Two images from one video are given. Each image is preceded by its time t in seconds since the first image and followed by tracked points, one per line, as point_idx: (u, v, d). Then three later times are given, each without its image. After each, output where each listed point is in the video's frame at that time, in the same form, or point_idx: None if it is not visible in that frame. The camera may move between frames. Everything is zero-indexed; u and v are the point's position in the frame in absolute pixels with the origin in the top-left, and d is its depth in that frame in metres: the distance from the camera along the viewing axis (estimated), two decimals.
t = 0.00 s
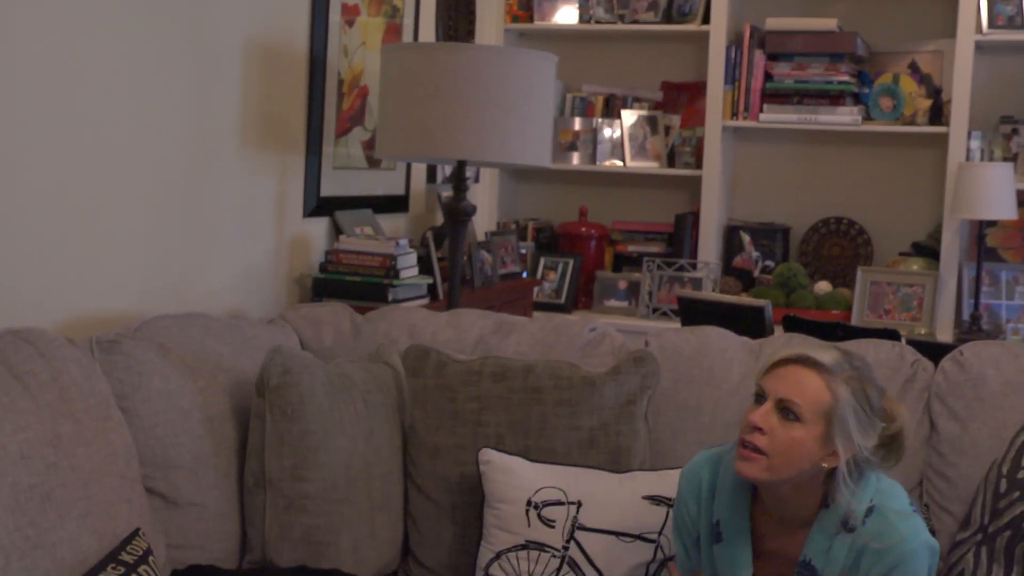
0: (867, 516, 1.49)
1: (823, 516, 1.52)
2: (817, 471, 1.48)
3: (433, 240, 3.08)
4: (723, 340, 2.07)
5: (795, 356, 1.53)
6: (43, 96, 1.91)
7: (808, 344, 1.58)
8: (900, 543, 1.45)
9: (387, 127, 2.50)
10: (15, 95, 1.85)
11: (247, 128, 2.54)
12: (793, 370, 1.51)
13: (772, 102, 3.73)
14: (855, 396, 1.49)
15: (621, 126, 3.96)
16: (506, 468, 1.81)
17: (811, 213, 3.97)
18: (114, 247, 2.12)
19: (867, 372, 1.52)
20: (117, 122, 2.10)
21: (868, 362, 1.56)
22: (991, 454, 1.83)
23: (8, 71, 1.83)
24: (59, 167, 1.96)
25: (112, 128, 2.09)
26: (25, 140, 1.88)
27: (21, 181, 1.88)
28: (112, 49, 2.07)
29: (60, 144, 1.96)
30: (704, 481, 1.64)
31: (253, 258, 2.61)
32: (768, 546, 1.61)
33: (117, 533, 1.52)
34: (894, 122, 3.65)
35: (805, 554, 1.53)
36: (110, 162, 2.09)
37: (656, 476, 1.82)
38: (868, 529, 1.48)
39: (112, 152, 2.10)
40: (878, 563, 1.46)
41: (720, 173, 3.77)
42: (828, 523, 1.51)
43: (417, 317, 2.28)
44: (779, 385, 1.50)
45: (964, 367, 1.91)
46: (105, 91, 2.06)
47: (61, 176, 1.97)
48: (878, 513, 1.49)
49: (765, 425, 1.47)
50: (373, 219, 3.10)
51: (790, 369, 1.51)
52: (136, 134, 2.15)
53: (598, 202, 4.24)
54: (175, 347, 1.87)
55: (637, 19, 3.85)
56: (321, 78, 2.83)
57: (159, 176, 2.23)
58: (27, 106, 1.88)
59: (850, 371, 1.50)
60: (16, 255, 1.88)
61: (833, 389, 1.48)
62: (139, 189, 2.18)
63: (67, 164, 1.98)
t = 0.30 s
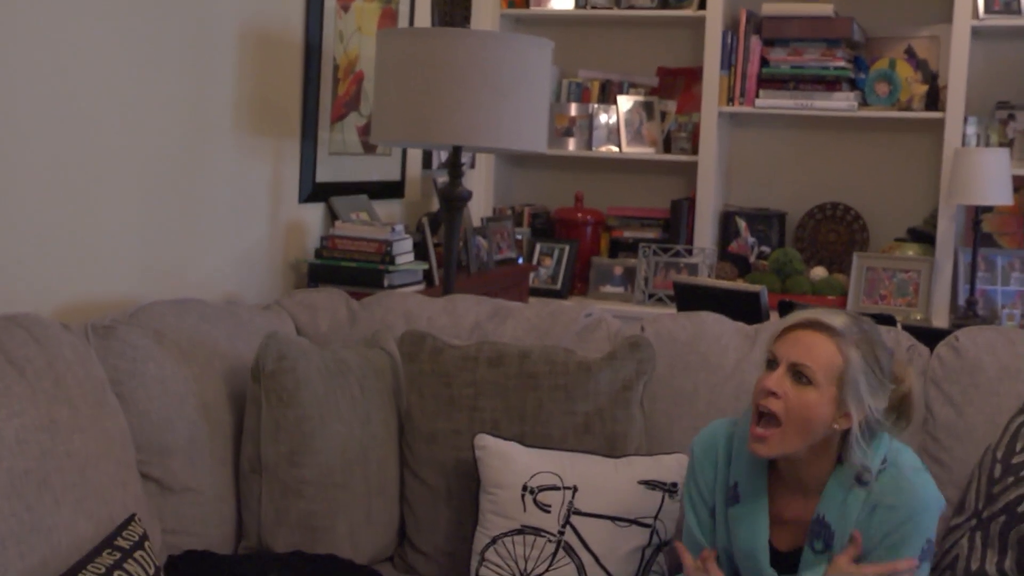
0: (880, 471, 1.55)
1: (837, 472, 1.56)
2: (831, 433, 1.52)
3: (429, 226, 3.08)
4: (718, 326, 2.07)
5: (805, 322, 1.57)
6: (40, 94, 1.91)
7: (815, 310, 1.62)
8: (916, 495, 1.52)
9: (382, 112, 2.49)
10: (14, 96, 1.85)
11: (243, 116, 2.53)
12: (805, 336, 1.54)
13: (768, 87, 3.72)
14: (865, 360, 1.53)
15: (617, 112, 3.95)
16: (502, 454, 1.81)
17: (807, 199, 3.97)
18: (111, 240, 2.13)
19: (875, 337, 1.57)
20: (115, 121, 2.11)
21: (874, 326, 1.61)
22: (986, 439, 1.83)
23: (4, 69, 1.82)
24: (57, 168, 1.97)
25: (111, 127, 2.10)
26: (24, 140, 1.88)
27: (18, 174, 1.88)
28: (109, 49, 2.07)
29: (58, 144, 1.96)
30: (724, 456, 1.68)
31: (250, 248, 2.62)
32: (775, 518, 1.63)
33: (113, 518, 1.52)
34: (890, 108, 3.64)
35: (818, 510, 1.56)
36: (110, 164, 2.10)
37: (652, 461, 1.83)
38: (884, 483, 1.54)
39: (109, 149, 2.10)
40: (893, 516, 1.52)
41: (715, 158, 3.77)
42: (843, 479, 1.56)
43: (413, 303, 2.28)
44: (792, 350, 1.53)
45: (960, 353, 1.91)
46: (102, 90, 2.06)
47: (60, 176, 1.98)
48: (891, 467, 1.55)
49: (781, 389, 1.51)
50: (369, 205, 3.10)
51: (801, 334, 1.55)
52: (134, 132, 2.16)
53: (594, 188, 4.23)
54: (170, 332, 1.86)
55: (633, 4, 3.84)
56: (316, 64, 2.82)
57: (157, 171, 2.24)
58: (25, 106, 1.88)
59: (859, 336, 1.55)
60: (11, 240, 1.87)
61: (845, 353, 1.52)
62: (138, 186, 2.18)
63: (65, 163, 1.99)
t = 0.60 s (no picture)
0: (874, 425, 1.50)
1: (831, 428, 1.51)
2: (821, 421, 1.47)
3: (427, 207, 3.07)
4: (717, 306, 2.07)
5: (771, 331, 1.52)
6: (39, 87, 1.90)
7: (776, 306, 1.58)
8: (910, 443, 1.47)
9: (380, 93, 2.48)
10: (15, 94, 1.85)
11: (241, 100, 2.53)
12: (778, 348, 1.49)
13: (768, 68, 3.71)
14: (843, 342, 1.49)
15: (616, 93, 3.93)
16: (501, 435, 1.81)
17: (806, 180, 3.97)
18: (111, 228, 2.13)
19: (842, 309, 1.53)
20: (114, 113, 2.10)
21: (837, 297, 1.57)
22: (985, 419, 1.84)
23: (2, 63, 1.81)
24: (57, 163, 1.97)
25: (109, 119, 2.09)
26: (24, 134, 1.88)
27: (18, 161, 1.88)
28: (107, 42, 2.06)
29: (57, 138, 1.96)
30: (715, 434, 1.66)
31: (249, 232, 2.61)
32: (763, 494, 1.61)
33: (112, 499, 1.53)
34: (890, 89, 3.63)
35: (812, 464, 1.50)
36: (110, 164, 2.10)
37: (650, 442, 1.83)
38: (878, 433, 1.49)
39: (108, 140, 2.09)
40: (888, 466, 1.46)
41: (715, 139, 3.76)
42: (837, 433, 1.51)
43: (412, 284, 2.28)
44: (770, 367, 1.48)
45: (958, 334, 1.91)
46: (101, 83, 2.06)
47: (61, 170, 1.98)
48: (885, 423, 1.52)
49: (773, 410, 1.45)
50: (367, 186, 3.09)
51: (774, 347, 1.50)
52: (133, 123, 2.16)
53: (593, 169, 4.23)
54: (169, 313, 1.86)
55: None
56: (315, 44, 2.80)
57: (156, 161, 2.24)
58: (25, 102, 1.88)
59: (830, 321, 1.51)
60: (10, 221, 1.87)
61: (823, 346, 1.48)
62: (137, 177, 2.18)
63: (64, 158, 1.99)
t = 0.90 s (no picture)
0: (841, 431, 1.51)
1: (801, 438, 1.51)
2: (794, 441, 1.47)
3: (427, 189, 3.07)
4: (717, 288, 2.07)
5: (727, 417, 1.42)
6: (39, 74, 1.90)
7: (717, 361, 1.47)
8: (877, 446, 1.49)
9: (380, 75, 2.47)
10: (16, 85, 1.85)
11: (240, 85, 2.52)
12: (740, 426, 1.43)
13: (768, 49, 3.69)
14: (795, 387, 1.43)
15: (616, 75, 3.91)
16: (501, 416, 1.81)
17: (807, 162, 3.96)
18: (111, 215, 2.13)
19: (784, 342, 1.44)
20: (113, 103, 2.10)
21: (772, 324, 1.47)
22: (985, 401, 1.83)
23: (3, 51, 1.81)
24: (57, 151, 1.97)
25: (109, 108, 2.09)
26: (24, 122, 1.88)
27: (19, 146, 1.87)
28: (105, 32, 2.05)
29: (57, 126, 1.96)
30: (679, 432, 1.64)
31: (249, 216, 2.61)
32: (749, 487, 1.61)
33: (112, 480, 1.53)
34: (891, 70, 3.61)
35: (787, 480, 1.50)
36: (109, 159, 2.10)
37: (650, 423, 1.83)
38: (846, 440, 1.50)
39: (107, 129, 2.09)
40: (859, 476, 1.48)
41: (715, 121, 3.75)
42: (807, 445, 1.50)
43: (412, 265, 2.27)
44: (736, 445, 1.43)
45: (959, 315, 1.91)
46: (100, 73, 2.05)
47: (61, 157, 1.98)
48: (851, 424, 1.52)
49: (748, 472, 1.43)
50: (367, 168, 3.09)
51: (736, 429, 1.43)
52: (133, 112, 2.15)
53: (593, 151, 4.21)
54: (170, 295, 1.86)
55: None
56: (315, 24, 2.79)
57: (155, 149, 2.23)
58: (25, 92, 1.87)
59: (779, 373, 1.43)
60: (10, 203, 1.87)
61: (779, 405, 1.43)
62: (135, 168, 2.18)
63: (64, 145, 1.98)
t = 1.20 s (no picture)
0: (826, 432, 1.47)
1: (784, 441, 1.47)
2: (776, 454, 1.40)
3: (427, 175, 3.07)
4: (717, 274, 2.07)
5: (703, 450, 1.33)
6: (38, 62, 1.90)
7: (687, 385, 1.39)
8: (863, 448, 1.45)
9: (380, 61, 2.46)
10: (14, 73, 1.84)
11: (239, 70, 2.51)
12: (719, 451, 1.36)
13: (768, 36, 3.67)
14: (771, 406, 1.35)
15: (616, 61, 3.90)
16: (501, 403, 1.82)
17: (807, 149, 3.95)
18: (110, 202, 2.12)
19: (755, 360, 1.37)
20: (111, 92, 2.09)
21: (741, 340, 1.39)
22: (984, 387, 1.83)
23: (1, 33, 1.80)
24: (56, 137, 1.96)
25: (107, 97, 2.08)
26: (23, 108, 1.88)
27: (17, 134, 1.87)
28: (103, 20, 2.04)
29: (56, 114, 1.96)
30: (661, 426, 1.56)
31: (248, 201, 2.61)
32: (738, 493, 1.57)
33: (112, 466, 1.53)
34: (890, 57, 3.60)
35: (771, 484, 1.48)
36: (108, 146, 2.10)
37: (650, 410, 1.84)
38: (829, 443, 1.46)
39: (105, 117, 2.08)
40: (843, 479, 1.45)
41: (715, 108, 3.73)
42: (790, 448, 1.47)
43: (412, 252, 2.27)
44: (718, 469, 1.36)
45: (959, 302, 1.90)
46: (98, 61, 2.04)
47: (60, 144, 1.97)
48: (835, 425, 1.49)
49: (731, 493, 1.37)
50: (367, 155, 3.08)
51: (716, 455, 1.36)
52: (131, 100, 2.14)
53: (594, 138, 4.21)
54: (169, 281, 1.86)
55: None
56: (314, 10, 2.78)
57: (154, 137, 2.22)
58: (23, 79, 1.87)
59: (754, 394, 1.35)
60: (9, 189, 1.86)
61: (754, 427, 1.36)
62: (133, 157, 2.17)
63: (63, 132, 1.98)
